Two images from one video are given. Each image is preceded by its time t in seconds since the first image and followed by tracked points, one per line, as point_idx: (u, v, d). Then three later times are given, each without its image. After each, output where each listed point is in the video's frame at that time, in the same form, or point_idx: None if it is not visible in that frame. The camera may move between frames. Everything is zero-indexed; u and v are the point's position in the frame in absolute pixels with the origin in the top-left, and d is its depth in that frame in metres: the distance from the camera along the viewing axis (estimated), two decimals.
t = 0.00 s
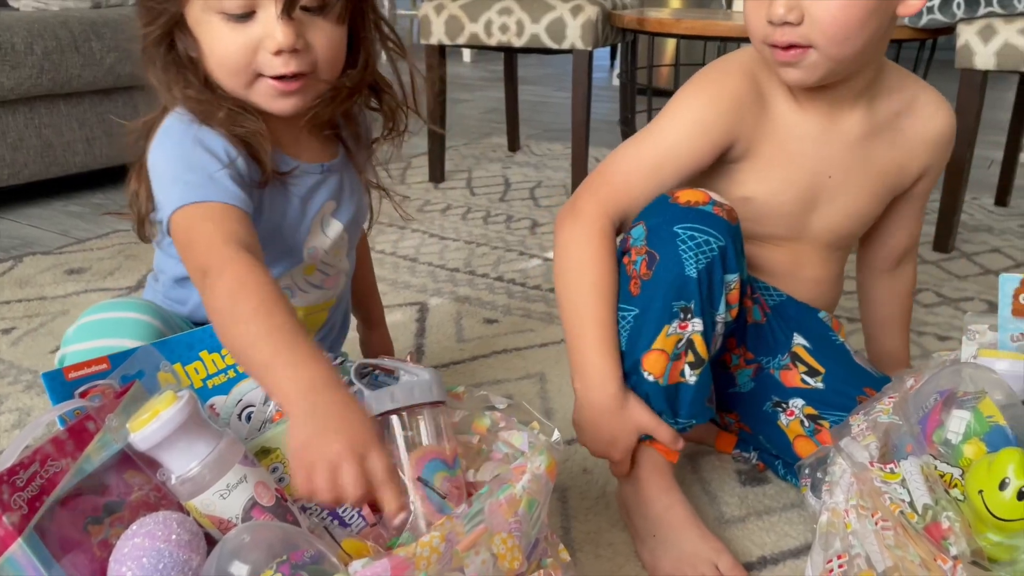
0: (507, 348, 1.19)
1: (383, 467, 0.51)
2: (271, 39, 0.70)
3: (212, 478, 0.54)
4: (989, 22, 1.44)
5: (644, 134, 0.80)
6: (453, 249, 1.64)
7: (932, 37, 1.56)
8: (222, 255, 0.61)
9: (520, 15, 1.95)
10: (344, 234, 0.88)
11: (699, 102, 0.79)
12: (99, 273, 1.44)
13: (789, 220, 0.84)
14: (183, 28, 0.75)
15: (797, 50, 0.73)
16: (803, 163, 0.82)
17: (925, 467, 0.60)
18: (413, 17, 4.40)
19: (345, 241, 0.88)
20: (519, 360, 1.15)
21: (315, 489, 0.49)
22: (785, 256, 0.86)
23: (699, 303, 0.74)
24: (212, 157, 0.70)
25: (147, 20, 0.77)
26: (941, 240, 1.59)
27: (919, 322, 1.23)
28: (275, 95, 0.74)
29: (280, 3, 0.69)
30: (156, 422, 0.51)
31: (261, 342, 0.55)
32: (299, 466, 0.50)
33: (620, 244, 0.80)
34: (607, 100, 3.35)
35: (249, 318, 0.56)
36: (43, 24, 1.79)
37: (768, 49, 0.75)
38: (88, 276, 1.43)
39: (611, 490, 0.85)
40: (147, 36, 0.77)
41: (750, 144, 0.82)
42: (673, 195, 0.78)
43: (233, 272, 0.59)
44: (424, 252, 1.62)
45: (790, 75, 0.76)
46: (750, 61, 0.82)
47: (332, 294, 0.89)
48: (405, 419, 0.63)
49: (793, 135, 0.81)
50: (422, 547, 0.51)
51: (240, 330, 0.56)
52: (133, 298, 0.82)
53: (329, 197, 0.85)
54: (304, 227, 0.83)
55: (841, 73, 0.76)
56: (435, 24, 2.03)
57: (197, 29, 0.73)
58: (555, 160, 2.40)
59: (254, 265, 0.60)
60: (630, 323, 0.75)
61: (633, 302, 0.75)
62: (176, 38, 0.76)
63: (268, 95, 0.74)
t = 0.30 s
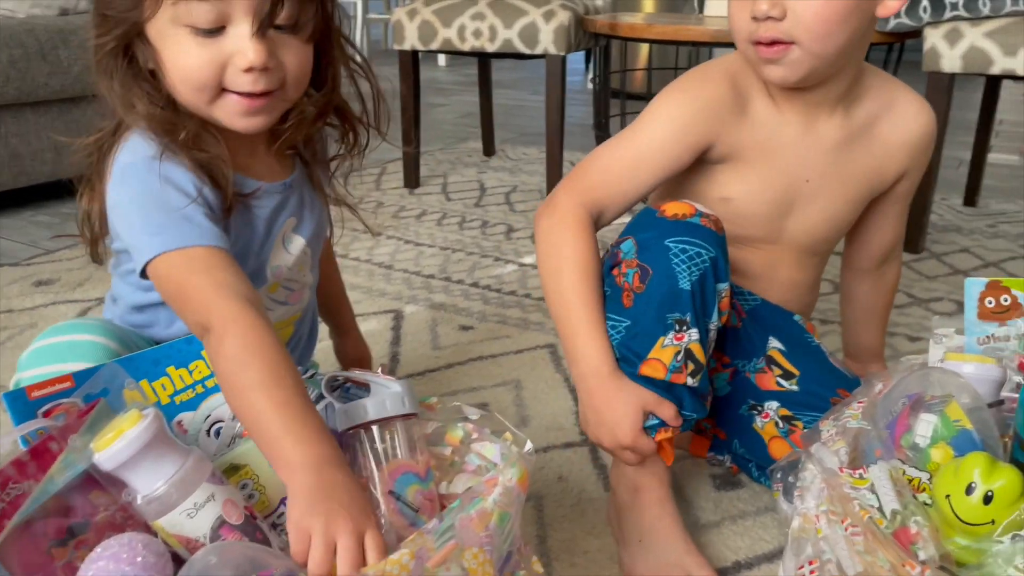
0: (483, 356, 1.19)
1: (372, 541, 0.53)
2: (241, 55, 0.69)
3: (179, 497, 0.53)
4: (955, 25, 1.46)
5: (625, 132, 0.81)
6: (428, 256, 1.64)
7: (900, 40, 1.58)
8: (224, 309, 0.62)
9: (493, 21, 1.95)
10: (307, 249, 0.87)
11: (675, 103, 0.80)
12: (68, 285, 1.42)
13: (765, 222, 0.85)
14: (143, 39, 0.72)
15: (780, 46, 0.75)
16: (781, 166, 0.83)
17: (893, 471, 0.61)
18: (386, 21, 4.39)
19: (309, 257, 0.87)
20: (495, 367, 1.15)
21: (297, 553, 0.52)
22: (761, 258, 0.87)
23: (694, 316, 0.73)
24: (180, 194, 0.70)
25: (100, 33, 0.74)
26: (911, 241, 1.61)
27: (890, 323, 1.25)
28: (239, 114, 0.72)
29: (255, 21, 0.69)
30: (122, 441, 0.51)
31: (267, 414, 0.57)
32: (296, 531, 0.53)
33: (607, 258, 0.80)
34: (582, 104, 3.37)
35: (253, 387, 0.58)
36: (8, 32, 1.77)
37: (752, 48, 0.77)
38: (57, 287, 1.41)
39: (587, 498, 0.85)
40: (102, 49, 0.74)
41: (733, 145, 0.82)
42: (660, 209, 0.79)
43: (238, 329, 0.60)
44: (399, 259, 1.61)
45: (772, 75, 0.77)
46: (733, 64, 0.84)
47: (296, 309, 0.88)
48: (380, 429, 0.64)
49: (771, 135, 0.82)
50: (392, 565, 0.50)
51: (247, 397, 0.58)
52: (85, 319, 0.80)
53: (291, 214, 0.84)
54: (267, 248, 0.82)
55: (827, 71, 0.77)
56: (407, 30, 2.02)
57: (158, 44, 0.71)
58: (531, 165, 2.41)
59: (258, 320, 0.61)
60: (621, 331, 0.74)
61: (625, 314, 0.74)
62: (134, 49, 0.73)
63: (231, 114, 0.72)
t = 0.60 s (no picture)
0: (465, 363, 1.19)
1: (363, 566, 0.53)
2: (226, 62, 0.69)
3: (158, 511, 0.53)
4: (928, 32, 1.48)
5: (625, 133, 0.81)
6: (410, 264, 1.64)
7: (874, 47, 1.60)
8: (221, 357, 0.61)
9: (473, 29, 1.96)
10: (292, 259, 0.87)
11: (673, 101, 0.80)
12: (46, 296, 1.41)
13: (746, 226, 0.86)
14: (124, 48, 0.72)
15: (760, 51, 0.76)
16: (770, 165, 0.84)
17: (867, 475, 0.62)
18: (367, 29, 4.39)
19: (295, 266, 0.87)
20: (477, 375, 1.15)
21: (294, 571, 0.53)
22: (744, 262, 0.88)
23: (702, 327, 0.74)
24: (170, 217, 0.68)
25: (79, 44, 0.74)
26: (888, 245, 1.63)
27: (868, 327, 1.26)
28: (226, 122, 0.72)
29: (239, 27, 0.69)
30: (99, 456, 0.51)
31: (263, 454, 0.57)
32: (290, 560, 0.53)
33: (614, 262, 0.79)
34: (563, 111, 3.38)
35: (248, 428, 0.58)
36: None
37: (734, 52, 0.78)
38: (35, 299, 1.40)
39: (568, 504, 0.85)
40: (83, 60, 0.74)
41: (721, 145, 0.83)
42: (671, 217, 0.78)
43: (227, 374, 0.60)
44: (381, 267, 1.61)
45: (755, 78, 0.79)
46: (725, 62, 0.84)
47: (281, 318, 0.88)
48: (360, 440, 0.64)
49: (757, 139, 0.83)
50: None
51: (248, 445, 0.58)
52: (62, 333, 0.79)
53: (276, 225, 0.84)
54: (253, 263, 0.82)
55: (808, 74, 0.79)
56: (388, 38, 2.03)
57: (140, 56, 0.71)
58: (512, 171, 2.41)
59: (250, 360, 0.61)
60: (627, 342, 0.74)
61: (634, 322, 0.74)
62: (115, 64, 0.73)
63: (220, 123, 0.72)
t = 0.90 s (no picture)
0: (453, 368, 1.19)
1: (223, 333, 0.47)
2: (209, 53, 0.69)
3: (142, 520, 0.53)
4: (912, 37, 1.49)
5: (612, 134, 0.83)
6: (398, 269, 1.63)
7: (859, 51, 1.61)
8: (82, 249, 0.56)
9: (460, 34, 1.96)
10: (269, 257, 0.86)
11: (659, 104, 0.82)
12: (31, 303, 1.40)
13: (733, 229, 0.86)
14: (112, 31, 0.72)
15: (753, 44, 0.78)
16: (757, 163, 0.84)
17: (851, 478, 0.62)
18: (355, 34, 4.39)
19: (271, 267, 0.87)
20: (466, 380, 1.15)
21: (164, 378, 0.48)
22: (731, 265, 0.88)
23: (663, 310, 0.74)
24: (93, 160, 0.68)
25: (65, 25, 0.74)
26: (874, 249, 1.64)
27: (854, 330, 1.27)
28: (206, 111, 0.73)
29: (225, 19, 0.68)
30: (82, 465, 0.50)
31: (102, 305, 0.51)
32: (150, 369, 0.48)
33: (587, 256, 0.81)
34: (551, 116, 3.39)
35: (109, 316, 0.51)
36: None
37: (727, 47, 0.80)
38: (20, 306, 1.39)
39: (556, 509, 0.85)
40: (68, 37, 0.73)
41: (706, 142, 0.84)
42: (636, 208, 0.81)
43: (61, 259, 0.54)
44: (369, 272, 1.61)
45: (748, 74, 0.80)
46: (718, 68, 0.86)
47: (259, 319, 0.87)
48: (345, 446, 0.64)
49: (746, 137, 0.84)
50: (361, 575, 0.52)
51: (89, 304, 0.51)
52: (51, 338, 0.79)
53: (249, 222, 0.84)
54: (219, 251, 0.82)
55: (799, 71, 0.80)
56: (375, 43, 2.02)
57: (126, 39, 0.71)
58: (501, 176, 2.42)
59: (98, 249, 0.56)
60: (593, 326, 0.75)
61: (598, 307, 0.76)
62: (101, 44, 0.73)
63: (199, 112, 0.73)
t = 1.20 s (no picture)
0: (446, 371, 1.19)
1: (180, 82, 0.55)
2: (176, 35, 0.68)
3: (132, 525, 0.52)
4: (904, 40, 1.49)
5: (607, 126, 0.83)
6: (392, 272, 1.63)
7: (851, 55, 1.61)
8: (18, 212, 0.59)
9: (454, 37, 1.96)
10: (247, 236, 0.84)
11: (651, 94, 0.82)
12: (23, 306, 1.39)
13: (731, 230, 0.86)
14: (83, 13, 0.74)
15: (751, 41, 0.78)
16: (756, 166, 0.84)
17: (844, 482, 0.62)
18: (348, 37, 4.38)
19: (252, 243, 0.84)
20: (459, 383, 1.15)
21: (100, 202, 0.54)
22: (727, 266, 0.88)
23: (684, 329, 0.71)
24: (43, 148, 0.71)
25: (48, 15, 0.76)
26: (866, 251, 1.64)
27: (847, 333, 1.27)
28: (174, 92, 0.70)
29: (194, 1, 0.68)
30: (72, 469, 0.50)
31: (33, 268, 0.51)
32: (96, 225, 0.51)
33: (612, 272, 0.79)
34: (545, 118, 3.39)
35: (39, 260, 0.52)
36: None
37: (724, 44, 0.80)
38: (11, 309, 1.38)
39: (549, 512, 0.85)
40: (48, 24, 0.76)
41: (703, 141, 0.84)
42: (665, 228, 0.80)
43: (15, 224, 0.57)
44: (362, 275, 1.61)
45: (744, 71, 0.80)
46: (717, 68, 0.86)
47: (250, 302, 0.86)
48: (337, 452, 0.63)
49: (745, 139, 0.84)
50: None
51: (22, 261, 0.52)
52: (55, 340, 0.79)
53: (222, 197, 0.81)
54: (193, 229, 0.79)
55: (797, 70, 0.80)
56: (368, 46, 2.02)
57: (98, 18, 0.71)
58: (494, 179, 2.42)
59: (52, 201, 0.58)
60: (609, 335, 0.73)
61: (614, 314, 0.74)
62: (75, 24, 0.75)
63: (168, 92, 0.71)
